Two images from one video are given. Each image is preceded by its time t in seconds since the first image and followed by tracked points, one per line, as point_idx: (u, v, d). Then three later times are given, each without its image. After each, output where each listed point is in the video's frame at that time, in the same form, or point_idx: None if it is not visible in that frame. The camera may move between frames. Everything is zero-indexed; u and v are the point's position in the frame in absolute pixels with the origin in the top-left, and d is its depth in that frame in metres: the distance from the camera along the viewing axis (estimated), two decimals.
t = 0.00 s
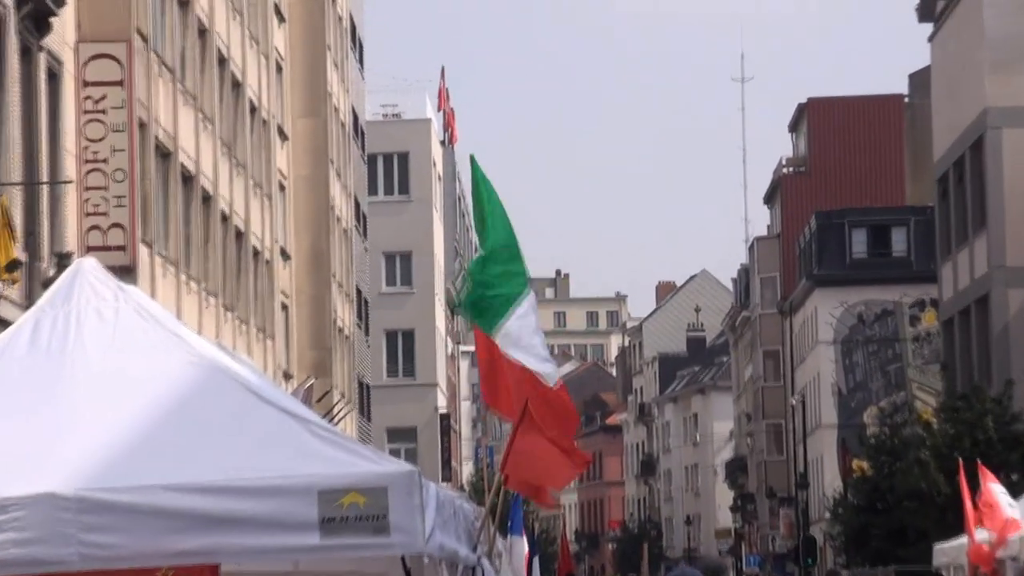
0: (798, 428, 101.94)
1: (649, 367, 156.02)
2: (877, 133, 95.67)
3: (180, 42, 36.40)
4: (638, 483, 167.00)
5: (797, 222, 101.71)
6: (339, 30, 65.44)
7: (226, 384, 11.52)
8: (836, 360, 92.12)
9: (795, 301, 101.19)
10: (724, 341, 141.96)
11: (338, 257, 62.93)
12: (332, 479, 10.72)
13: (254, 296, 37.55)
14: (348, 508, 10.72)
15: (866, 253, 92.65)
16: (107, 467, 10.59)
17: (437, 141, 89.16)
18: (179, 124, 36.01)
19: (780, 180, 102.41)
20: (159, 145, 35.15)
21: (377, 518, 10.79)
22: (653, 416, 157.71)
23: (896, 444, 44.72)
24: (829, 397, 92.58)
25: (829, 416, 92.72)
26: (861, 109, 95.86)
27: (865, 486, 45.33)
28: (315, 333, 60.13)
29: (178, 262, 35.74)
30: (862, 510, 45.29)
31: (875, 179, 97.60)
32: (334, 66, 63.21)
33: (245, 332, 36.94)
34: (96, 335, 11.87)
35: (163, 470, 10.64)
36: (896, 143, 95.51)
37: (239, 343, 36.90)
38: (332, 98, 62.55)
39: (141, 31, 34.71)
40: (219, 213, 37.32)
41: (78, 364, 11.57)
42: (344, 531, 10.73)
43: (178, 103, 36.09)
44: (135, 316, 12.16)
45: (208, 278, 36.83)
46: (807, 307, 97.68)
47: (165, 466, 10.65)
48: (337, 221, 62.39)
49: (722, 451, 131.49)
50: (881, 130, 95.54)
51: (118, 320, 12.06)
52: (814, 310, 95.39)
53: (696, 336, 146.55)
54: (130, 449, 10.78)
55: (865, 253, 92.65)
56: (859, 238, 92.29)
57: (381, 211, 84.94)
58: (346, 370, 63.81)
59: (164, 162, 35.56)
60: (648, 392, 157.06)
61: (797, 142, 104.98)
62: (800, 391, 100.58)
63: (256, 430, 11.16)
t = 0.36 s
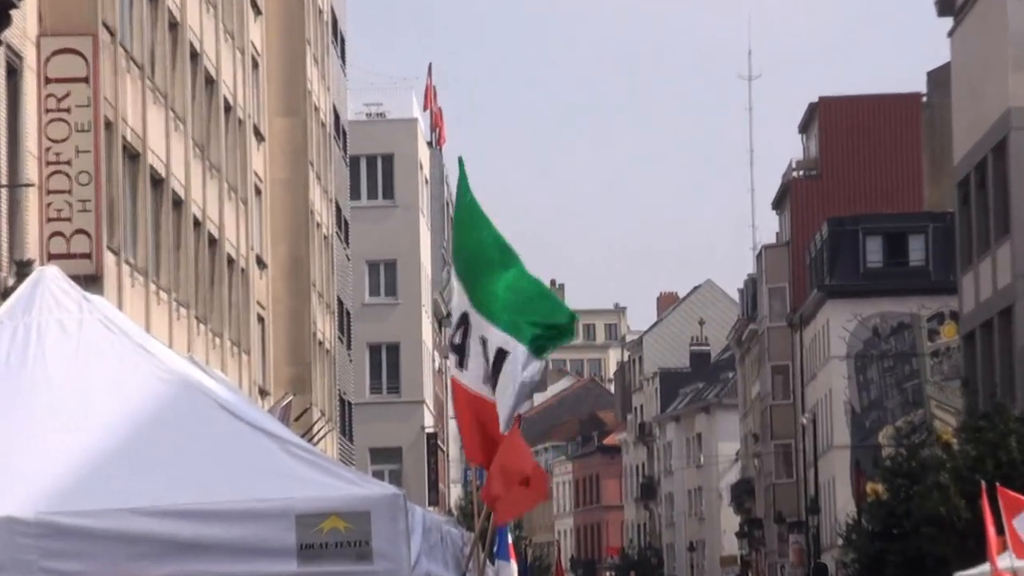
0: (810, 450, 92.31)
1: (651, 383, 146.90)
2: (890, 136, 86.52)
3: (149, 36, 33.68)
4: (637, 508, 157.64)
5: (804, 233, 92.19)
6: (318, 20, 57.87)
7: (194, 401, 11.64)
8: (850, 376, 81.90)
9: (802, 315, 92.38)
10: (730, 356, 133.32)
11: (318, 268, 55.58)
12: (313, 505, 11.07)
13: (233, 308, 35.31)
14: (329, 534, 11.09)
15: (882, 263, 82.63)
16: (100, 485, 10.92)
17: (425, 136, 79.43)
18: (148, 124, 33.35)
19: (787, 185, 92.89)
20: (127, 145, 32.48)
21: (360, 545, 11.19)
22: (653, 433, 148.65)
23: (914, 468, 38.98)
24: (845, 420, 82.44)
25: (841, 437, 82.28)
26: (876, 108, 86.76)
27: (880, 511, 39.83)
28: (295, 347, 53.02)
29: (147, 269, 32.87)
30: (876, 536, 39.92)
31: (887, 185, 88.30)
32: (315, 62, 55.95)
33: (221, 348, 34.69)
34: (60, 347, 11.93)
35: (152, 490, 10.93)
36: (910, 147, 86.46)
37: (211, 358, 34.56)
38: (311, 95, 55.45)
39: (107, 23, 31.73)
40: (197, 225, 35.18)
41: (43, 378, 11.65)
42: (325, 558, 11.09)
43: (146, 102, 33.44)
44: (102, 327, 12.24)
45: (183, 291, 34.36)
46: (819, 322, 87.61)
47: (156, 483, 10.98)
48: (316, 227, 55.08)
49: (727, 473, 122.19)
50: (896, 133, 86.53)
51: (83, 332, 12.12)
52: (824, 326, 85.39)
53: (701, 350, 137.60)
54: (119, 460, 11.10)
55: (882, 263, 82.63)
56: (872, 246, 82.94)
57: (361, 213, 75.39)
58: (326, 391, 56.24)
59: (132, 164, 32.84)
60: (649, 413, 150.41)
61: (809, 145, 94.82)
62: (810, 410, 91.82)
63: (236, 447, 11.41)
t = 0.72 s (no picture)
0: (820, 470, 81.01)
1: (651, 399, 125.21)
2: (906, 126, 78.33)
3: (115, 26, 30.64)
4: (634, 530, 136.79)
5: (813, 235, 83.80)
6: (293, 3, 49.64)
7: (164, 415, 10.29)
8: (861, 389, 73.28)
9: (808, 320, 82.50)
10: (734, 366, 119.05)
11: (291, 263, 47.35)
12: (291, 525, 9.84)
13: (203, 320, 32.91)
14: (305, 557, 9.87)
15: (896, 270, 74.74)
16: (75, 500, 9.56)
17: (408, 133, 68.13)
18: (110, 116, 30.23)
19: (794, 185, 84.87)
20: (90, 142, 29.34)
21: (338, 566, 10.05)
22: (656, 454, 124.44)
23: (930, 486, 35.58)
24: (853, 434, 73.63)
25: (852, 453, 73.63)
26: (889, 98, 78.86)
27: (892, 533, 36.40)
28: (270, 354, 45.08)
29: (111, 277, 29.89)
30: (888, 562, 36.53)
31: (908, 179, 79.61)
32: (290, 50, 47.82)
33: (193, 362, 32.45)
34: (14, 354, 10.43)
35: (127, 510, 9.59)
36: (929, 136, 78.26)
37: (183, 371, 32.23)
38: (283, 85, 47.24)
39: (70, 13, 28.22)
40: (175, 238, 32.43)
41: None
42: None
43: (108, 94, 30.24)
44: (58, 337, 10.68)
45: (156, 304, 31.67)
46: (827, 330, 78.03)
47: (133, 496, 9.67)
48: (292, 226, 46.96)
49: (732, 495, 108.18)
50: (913, 122, 78.10)
51: (38, 341, 10.56)
52: (833, 335, 76.55)
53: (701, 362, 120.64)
54: (94, 472, 9.75)
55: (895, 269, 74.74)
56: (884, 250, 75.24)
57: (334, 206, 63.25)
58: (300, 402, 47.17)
59: (95, 164, 29.73)
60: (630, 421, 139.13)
61: (817, 143, 86.39)
62: (820, 424, 79.98)
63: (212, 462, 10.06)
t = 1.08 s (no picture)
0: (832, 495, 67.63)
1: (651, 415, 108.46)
2: (927, 126, 67.14)
3: (80, 17, 27.89)
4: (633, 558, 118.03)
5: (823, 247, 71.25)
6: None
7: (130, 431, 9.21)
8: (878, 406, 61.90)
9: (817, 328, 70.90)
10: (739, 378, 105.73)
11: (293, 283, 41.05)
12: (268, 548, 8.69)
13: (176, 331, 30.62)
14: None
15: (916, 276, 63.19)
16: (38, 516, 8.50)
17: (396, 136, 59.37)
18: (76, 114, 27.46)
19: (803, 188, 71.74)
20: (53, 141, 26.60)
21: None
22: (658, 476, 106.61)
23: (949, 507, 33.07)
24: (868, 455, 61.66)
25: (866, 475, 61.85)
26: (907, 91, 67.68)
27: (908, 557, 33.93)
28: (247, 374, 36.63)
29: (76, 285, 27.12)
30: None
31: (929, 183, 67.87)
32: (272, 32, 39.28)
33: (164, 374, 30.08)
34: None
35: (95, 527, 8.53)
36: (952, 138, 66.88)
37: (152, 384, 29.76)
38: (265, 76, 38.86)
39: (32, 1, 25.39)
40: (149, 250, 30.01)
41: None
42: None
43: (75, 93, 27.49)
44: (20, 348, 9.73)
45: (127, 315, 29.04)
46: (842, 340, 65.35)
47: (106, 516, 8.62)
48: (277, 244, 38.98)
49: (740, 515, 93.30)
50: (933, 123, 67.07)
51: None
52: (849, 345, 64.15)
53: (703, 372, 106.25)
54: (62, 487, 8.72)
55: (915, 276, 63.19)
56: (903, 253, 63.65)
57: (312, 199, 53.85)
58: (285, 423, 39.67)
59: (56, 163, 27.05)
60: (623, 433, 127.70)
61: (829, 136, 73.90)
62: (834, 442, 67.29)
63: (183, 480, 9.03)
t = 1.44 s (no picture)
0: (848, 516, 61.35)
1: (652, 431, 98.79)
2: (948, 121, 62.11)
3: (41, 7, 25.52)
4: None
5: (837, 253, 65.52)
6: None
7: (100, 446, 8.63)
8: (896, 421, 57.36)
9: (828, 338, 65.79)
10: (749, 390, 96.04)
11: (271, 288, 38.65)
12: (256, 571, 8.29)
13: (150, 341, 28.67)
14: None
15: (934, 282, 58.66)
16: (11, 530, 7.97)
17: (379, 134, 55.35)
18: (39, 108, 25.14)
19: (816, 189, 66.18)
20: (14, 140, 24.29)
21: None
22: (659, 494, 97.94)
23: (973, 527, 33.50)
24: (884, 471, 57.31)
25: (883, 493, 57.42)
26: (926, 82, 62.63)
27: None
28: (222, 379, 33.48)
29: (38, 291, 24.79)
30: None
31: (950, 184, 62.67)
32: (243, 30, 35.97)
33: (133, 388, 27.91)
34: None
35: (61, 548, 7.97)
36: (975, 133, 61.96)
37: (119, 399, 27.55)
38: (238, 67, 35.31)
39: None
40: (116, 254, 27.89)
41: None
42: None
43: (37, 87, 25.08)
44: None
45: (93, 324, 26.84)
46: (855, 352, 60.67)
47: (86, 535, 8.09)
48: (254, 248, 36.36)
49: (748, 538, 84.82)
50: (954, 117, 62.05)
51: None
52: (861, 356, 59.53)
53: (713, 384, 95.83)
54: (23, 500, 8.14)
55: (933, 282, 58.65)
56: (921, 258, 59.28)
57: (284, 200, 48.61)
58: (261, 440, 36.82)
59: (17, 163, 24.73)
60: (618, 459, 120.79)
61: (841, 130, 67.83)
62: (847, 459, 62.74)
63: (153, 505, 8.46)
